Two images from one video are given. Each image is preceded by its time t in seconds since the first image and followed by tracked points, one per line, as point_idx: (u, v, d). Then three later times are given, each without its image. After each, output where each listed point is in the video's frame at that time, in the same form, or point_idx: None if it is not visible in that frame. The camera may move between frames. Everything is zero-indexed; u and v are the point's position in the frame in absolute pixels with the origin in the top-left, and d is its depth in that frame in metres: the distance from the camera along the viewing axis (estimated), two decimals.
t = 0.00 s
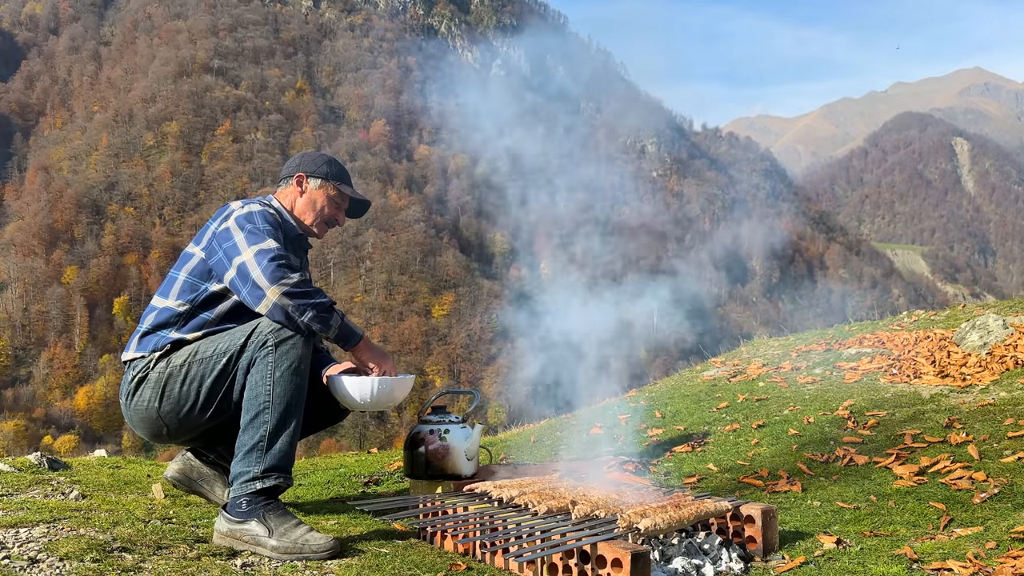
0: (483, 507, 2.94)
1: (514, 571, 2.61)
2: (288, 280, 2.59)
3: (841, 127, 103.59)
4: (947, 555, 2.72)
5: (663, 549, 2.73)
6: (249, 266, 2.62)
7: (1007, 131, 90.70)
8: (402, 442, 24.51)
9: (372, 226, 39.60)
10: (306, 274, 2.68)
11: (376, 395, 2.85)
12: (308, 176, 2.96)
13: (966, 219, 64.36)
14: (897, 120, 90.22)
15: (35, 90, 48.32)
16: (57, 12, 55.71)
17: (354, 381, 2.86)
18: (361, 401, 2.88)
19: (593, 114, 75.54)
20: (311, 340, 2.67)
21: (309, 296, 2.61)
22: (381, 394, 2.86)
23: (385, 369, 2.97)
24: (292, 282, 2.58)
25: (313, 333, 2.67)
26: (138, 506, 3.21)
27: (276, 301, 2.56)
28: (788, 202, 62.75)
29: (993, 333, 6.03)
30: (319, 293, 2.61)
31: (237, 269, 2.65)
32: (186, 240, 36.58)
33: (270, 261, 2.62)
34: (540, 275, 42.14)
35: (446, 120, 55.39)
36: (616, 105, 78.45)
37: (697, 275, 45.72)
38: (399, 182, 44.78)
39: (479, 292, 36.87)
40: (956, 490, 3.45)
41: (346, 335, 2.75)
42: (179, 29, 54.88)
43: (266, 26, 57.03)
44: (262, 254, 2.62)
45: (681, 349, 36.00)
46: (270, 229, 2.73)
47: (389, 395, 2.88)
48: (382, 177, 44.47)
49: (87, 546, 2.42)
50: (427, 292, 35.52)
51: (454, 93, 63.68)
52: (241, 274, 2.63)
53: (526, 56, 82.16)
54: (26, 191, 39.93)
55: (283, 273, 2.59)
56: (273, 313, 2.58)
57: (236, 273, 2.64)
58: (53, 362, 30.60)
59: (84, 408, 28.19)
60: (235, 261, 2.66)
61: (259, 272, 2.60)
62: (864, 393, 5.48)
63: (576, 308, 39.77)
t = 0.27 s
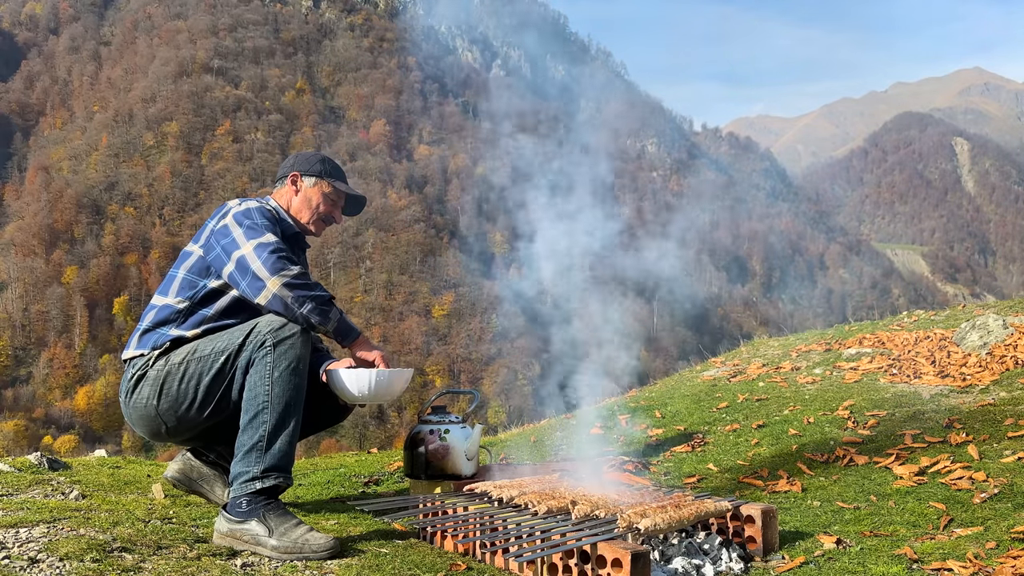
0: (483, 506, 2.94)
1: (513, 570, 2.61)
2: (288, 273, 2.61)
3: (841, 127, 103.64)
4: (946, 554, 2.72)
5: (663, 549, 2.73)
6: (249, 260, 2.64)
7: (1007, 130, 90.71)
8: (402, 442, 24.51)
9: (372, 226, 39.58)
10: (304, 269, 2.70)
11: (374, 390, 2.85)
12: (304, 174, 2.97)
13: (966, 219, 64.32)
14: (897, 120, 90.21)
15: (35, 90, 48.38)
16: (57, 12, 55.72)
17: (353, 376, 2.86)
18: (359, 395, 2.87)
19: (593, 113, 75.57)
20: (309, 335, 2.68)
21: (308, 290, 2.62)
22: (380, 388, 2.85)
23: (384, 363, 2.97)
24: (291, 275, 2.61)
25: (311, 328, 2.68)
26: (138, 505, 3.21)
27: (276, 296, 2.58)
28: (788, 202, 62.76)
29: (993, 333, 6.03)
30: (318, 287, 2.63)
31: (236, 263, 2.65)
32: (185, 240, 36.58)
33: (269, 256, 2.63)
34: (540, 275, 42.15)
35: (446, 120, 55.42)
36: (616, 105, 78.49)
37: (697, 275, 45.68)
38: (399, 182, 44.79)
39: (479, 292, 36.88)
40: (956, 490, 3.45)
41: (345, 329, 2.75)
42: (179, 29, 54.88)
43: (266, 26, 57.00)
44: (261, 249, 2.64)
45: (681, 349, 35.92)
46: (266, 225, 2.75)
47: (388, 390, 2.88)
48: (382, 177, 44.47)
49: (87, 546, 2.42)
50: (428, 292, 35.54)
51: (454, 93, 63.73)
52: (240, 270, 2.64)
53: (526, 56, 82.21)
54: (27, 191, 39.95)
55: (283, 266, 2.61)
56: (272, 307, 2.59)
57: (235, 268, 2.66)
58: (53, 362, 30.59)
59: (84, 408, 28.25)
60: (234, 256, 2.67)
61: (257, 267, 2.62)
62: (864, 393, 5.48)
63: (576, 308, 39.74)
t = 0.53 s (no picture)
0: (483, 506, 2.94)
1: (513, 570, 2.61)
2: (287, 269, 2.61)
3: (841, 127, 103.75)
4: (946, 554, 2.73)
5: (662, 549, 2.74)
6: (247, 258, 2.64)
7: (1008, 131, 90.71)
8: (401, 442, 24.51)
9: (371, 226, 39.59)
10: (304, 265, 2.71)
11: (374, 386, 2.84)
12: (302, 173, 2.97)
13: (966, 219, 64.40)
14: (897, 120, 90.33)
15: (35, 90, 48.39)
16: (57, 12, 55.75)
17: (354, 374, 2.85)
18: (360, 391, 2.86)
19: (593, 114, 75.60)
20: (309, 333, 2.68)
21: (307, 287, 2.63)
22: (380, 385, 2.85)
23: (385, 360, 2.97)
24: (290, 271, 2.61)
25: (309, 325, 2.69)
26: (138, 505, 3.21)
27: (276, 292, 2.58)
28: (787, 202, 62.82)
29: (993, 334, 6.03)
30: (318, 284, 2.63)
31: (236, 261, 2.66)
32: (186, 240, 36.58)
33: (268, 253, 2.64)
34: (540, 275, 42.17)
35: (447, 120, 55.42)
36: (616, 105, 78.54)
37: (697, 275, 45.69)
38: (399, 182, 44.80)
39: (479, 292, 36.89)
40: (956, 490, 3.44)
41: (343, 327, 2.75)
42: (179, 29, 54.87)
43: (266, 26, 57.01)
44: (261, 246, 2.65)
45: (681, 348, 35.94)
46: (265, 223, 2.75)
47: (388, 386, 2.87)
48: (382, 177, 44.48)
49: (87, 546, 2.42)
50: (427, 292, 35.55)
51: (454, 93, 63.74)
52: (239, 268, 2.64)
53: (526, 56, 82.26)
54: (27, 191, 39.95)
55: (280, 263, 2.62)
56: (271, 304, 2.60)
57: (234, 266, 2.66)
58: (53, 362, 30.60)
59: (84, 408, 28.30)
60: (233, 254, 2.68)
61: (257, 263, 2.62)
62: (863, 393, 5.49)
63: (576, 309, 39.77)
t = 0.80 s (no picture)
0: (483, 506, 2.94)
1: (513, 570, 2.62)
2: (284, 268, 2.62)
3: (841, 127, 103.84)
4: (946, 554, 2.73)
5: (662, 549, 2.73)
6: (246, 258, 2.64)
7: (1007, 131, 90.78)
8: (401, 442, 24.50)
9: (371, 226, 39.58)
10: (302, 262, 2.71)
11: (373, 387, 2.84)
12: (301, 172, 2.98)
13: (966, 219, 64.51)
14: (897, 121, 90.39)
15: (35, 90, 48.37)
16: (57, 12, 55.75)
17: (352, 375, 2.85)
18: (358, 393, 2.87)
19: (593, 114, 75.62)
20: (307, 334, 2.68)
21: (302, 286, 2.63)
22: (379, 386, 2.86)
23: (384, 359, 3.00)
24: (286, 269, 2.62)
25: (308, 318, 2.71)
26: (138, 505, 3.21)
27: (273, 290, 2.59)
28: (787, 202, 62.86)
29: (992, 333, 6.04)
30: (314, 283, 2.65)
31: (234, 261, 2.66)
32: (186, 240, 36.57)
33: (265, 250, 2.65)
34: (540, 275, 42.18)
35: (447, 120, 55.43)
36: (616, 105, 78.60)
37: (697, 275, 45.71)
38: (399, 182, 44.81)
39: (479, 292, 36.90)
40: (957, 490, 3.45)
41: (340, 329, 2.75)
42: (179, 29, 54.84)
43: (266, 26, 57.01)
44: (258, 244, 2.66)
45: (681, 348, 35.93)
46: (264, 222, 2.76)
47: (387, 389, 2.88)
48: (382, 177, 44.50)
49: (87, 546, 2.42)
50: (427, 292, 35.57)
51: (454, 93, 63.75)
52: (234, 267, 2.65)
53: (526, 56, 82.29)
54: (26, 191, 39.92)
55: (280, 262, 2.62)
56: (269, 302, 2.61)
57: (232, 265, 2.67)
58: (53, 362, 30.60)
59: (84, 408, 28.35)
60: (232, 253, 2.69)
61: (255, 262, 2.63)
62: (864, 393, 5.49)
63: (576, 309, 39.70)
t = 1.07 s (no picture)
0: (483, 507, 2.94)
1: (513, 570, 2.61)
2: (283, 267, 2.63)
3: (841, 127, 103.92)
4: (946, 554, 2.73)
5: (662, 549, 2.73)
6: (247, 256, 2.65)
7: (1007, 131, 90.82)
8: (401, 442, 24.48)
9: (372, 226, 39.58)
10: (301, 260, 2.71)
11: (373, 385, 2.84)
12: (301, 173, 2.98)
13: (966, 219, 64.53)
14: (897, 121, 90.42)
15: (35, 90, 48.38)
16: (57, 12, 55.77)
17: (351, 373, 2.85)
18: (357, 391, 2.86)
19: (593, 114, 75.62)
20: (307, 334, 2.67)
21: (301, 287, 2.63)
22: (378, 385, 2.85)
23: (383, 358, 2.99)
24: (284, 268, 2.62)
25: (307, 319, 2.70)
26: (138, 505, 3.21)
27: (271, 288, 2.60)
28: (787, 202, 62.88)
29: (993, 333, 6.03)
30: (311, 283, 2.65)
31: (233, 261, 2.67)
32: (185, 240, 36.57)
33: (264, 249, 2.65)
34: (540, 275, 42.18)
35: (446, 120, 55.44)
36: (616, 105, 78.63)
37: (697, 275, 45.70)
38: (399, 182, 44.81)
39: (479, 292, 36.90)
40: (956, 490, 3.45)
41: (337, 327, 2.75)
42: (179, 29, 54.79)
43: (266, 26, 57.02)
44: (258, 242, 2.67)
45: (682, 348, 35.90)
46: (264, 221, 2.76)
47: (385, 387, 2.88)
48: (382, 177, 44.50)
49: (87, 546, 2.42)
50: (427, 292, 35.56)
51: (454, 93, 63.77)
52: (234, 265, 2.65)
53: (526, 56, 82.36)
54: (26, 191, 39.90)
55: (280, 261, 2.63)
56: (266, 299, 2.61)
57: (232, 264, 2.67)
58: (53, 362, 30.59)
59: (84, 408, 28.33)
60: (232, 252, 2.69)
61: (254, 260, 2.64)
62: (864, 393, 5.49)
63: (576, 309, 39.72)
